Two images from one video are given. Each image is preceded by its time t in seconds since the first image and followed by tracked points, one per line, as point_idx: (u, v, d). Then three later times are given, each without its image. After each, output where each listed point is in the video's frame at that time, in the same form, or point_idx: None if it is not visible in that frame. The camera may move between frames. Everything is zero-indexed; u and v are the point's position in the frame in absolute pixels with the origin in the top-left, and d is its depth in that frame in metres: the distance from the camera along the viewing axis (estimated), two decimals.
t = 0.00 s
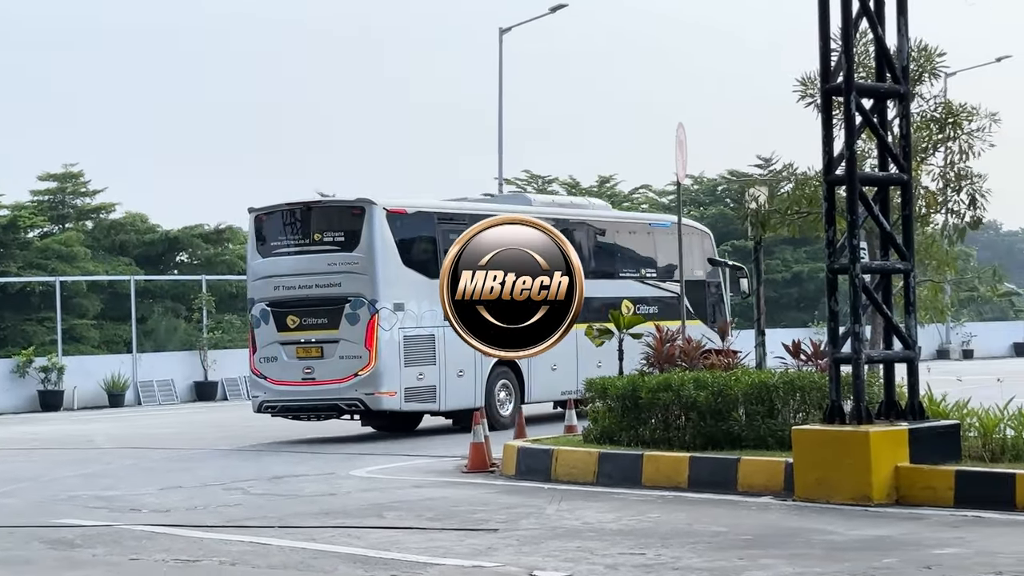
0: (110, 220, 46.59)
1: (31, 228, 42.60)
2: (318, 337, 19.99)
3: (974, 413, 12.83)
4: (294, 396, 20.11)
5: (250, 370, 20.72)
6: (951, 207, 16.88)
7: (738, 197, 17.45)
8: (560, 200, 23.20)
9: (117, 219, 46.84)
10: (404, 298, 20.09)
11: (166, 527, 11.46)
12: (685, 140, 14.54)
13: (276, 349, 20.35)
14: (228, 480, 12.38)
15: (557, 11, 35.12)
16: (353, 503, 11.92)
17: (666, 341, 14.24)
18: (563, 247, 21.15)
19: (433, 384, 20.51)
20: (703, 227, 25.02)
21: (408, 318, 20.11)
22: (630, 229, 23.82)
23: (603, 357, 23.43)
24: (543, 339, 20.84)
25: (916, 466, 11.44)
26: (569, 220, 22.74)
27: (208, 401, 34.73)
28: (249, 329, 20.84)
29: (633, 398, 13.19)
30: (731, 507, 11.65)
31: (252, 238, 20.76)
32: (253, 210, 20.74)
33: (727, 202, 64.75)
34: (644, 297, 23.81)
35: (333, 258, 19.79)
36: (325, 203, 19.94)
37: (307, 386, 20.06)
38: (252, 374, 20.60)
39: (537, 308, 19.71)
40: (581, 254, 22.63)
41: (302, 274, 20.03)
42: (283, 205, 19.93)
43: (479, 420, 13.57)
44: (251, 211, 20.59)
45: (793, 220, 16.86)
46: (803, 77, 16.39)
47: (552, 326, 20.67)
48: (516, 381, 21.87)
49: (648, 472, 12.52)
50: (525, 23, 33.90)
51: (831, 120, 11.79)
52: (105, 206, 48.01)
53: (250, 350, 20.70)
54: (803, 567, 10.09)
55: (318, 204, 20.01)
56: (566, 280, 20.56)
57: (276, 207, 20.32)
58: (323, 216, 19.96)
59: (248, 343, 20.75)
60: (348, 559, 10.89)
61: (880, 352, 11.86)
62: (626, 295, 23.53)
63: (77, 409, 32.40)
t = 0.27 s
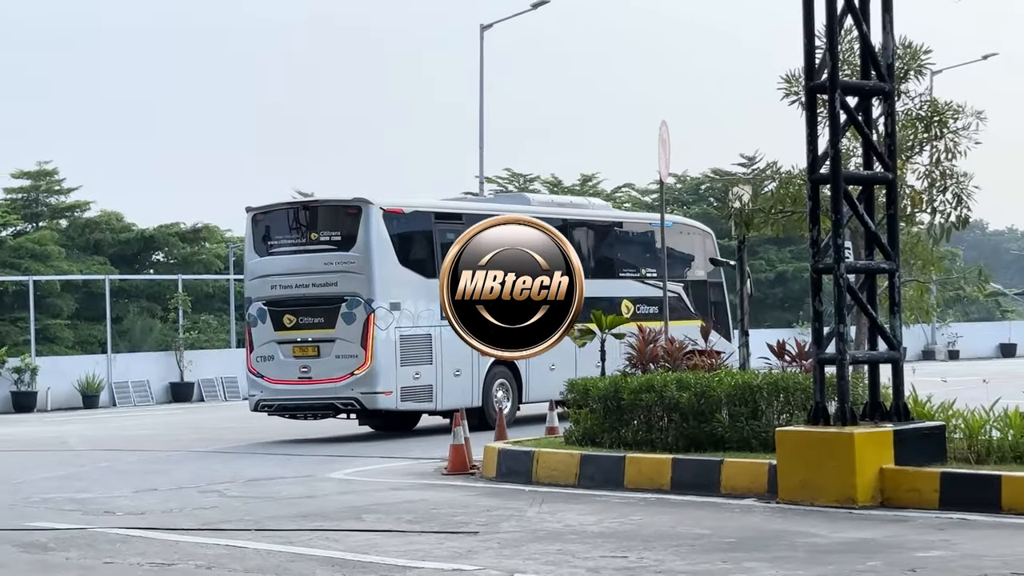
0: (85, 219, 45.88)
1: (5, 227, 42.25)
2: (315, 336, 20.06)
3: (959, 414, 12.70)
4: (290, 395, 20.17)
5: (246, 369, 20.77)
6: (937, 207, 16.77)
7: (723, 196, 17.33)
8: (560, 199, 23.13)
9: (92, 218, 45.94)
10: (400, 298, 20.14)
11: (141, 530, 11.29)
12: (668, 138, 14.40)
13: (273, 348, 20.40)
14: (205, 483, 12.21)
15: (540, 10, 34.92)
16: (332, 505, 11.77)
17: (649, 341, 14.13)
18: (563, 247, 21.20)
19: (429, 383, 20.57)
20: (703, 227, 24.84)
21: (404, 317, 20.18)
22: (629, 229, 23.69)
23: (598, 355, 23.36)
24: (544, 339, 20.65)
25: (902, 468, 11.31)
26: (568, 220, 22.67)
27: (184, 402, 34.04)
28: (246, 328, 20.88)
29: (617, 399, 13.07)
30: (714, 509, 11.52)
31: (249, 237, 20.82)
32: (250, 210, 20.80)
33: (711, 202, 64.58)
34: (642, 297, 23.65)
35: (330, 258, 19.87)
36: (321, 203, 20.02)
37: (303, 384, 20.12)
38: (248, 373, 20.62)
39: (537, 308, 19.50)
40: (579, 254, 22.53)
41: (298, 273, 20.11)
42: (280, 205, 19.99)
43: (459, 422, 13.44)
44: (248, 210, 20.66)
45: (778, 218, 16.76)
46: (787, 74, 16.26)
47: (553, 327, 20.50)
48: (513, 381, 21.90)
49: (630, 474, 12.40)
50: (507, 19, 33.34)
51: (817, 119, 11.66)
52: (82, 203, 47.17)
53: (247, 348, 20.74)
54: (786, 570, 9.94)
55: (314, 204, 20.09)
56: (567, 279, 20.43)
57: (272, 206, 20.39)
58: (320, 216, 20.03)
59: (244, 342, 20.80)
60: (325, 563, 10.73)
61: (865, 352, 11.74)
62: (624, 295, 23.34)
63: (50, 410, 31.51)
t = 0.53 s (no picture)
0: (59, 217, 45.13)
1: None
2: (312, 335, 20.11)
3: (944, 415, 12.60)
4: (287, 393, 20.21)
5: (244, 367, 20.81)
6: (921, 207, 16.68)
7: (705, 195, 17.24)
8: (559, 199, 23.01)
9: (66, 215, 45.23)
10: (397, 297, 20.20)
11: (116, 533, 11.13)
12: (651, 136, 14.29)
13: (270, 347, 20.45)
14: (181, 486, 12.06)
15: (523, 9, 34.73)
16: (310, 508, 11.62)
17: (632, 341, 14.00)
18: (563, 247, 21.18)
19: (426, 382, 20.59)
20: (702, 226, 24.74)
21: (401, 317, 20.24)
22: (629, 228, 23.58)
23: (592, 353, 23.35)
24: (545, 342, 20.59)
25: (885, 470, 11.21)
26: (568, 219, 22.55)
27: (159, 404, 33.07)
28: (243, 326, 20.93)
29: (599, 400, 12.95)
30: (697, 511, 11.41)
31: (247, 236, 20.87)
32: (248, 209, 20.85)
33: (695, 201, 64.39)
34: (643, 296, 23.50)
35: (326, 257, 19.92)
36: (318, 202, 20.05)
37: (300, 383, 20.17)
38: (246, 372, 20.67)
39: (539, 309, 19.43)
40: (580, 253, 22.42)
41: (296, 272, 20.17)
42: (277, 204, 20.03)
43: (439, 424, 13.31)
44: (247, 209, 20.71)
45: (763, 217, 16.65)
46: (770, 73, 16.14)
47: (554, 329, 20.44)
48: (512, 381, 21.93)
49: (611, 476, 12.29)
50: (487, 16, 32.81)
51: (799, 118, 11.54)
52: (57, 201, 46.45)
53: (245, 347, 20.79)
54: (769, 573, 9.81)
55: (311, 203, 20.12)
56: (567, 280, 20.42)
57: (270, 206, 20.44)
58: (317, 215, 20.07)
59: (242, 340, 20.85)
60: (303, 566, 10.58)
61: (849, 354, 11.63)
62: (623, 294, 23.23)
63: (23, 411, 30.54)
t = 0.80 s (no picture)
0: (33, 217, 44.56)
1: None
2: (309, 334, 20.01)
3: (929, 417, 12.47)
4: (284, 393, 20.11)
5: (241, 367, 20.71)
6: (906, 206, 16.55)
7: (687, 194, 17.15)
8: (558, 199, 22.94)
9: (40, 215, 44.61)
10: (394, 297, 20.13)
11: (89, 538, 10.94)
12: (633, 135, 14.14)
13: (267, 346, 20.34)
14: (156, 490, 11.88)
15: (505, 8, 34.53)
16: (287, 512, 11.46)
17: (614, 343, 13.88)
18: (562, 247, 20.55)
19: (423, 381, 20.51)
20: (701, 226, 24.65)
21: (397, 316, 20.17)
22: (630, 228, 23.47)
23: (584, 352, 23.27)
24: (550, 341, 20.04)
25: (870, 473, 11.08)
26: (568, 218, 22.46)
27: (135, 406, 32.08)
28: (240, 326, 20.82)
29: (581, 401, 12.83)
30: (680, 514, 11.27)
31: (243, 236, 20.76)
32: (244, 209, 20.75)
33: (679, 201, 64.20)
34: (645, 296, 23.36)
35: (323, 256, 19.82)
36: (315, 201, 19.97)
37: (297, 382, 20.07)
38: (243, 371, 20.57)
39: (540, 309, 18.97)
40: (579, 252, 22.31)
41: (292, 271, 20.06)
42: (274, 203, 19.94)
43: (418, 426, 13.17)
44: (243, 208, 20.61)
45: (746, 217, 16.51)
46: (754, 70, 15.97)
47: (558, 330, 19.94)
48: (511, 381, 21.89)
49: (593, 478, 12.15)
50: (467, 13, 32.56)
51: (783, 116, 11.41)
52: (31, 201, 45.97)
53: (241, 346, 20.69)
54: None
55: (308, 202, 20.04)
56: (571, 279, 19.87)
57: (266, 205, 20.34)
58: (313, 214, 19.98)
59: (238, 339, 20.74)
60: (280, 570, 10.40)
61: (833, 355, 11.50)
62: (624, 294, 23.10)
63: None
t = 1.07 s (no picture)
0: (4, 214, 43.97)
1: None
2: (306, 333, 19.97)
3: (914, 419, 12.33)
4: (281, 392, 20.08)
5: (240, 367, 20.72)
6: (891, 205, 16.42)
7: (670, 193, 17.08)
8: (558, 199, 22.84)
9: (13, 213, 43.97)
10: (393, 296, 20.00)
11: (62, 541, 10.78)
12: (615, 133, 14.00)
13: (265, 346, 20.34)
14: (131, 493, 11.73)
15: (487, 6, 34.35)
16: (264, 515, 11.30)
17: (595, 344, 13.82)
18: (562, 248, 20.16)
19: (421, 381, 20.33)
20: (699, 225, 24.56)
21: (395, 316, 20.01)
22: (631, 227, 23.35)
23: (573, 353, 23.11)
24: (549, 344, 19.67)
25: (854, 476, 10.94)
26: (569, 216, 22.34)
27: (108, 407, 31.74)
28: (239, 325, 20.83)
29: (563, 402, 12.69)
30: (663, 516, 11.14)
31: (243, 235, 20.73)
32: (244, 208, 20.71)
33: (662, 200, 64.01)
34: (644, 295, 23.29)
35: (322, 255, 19.75)
36: (314, 201, 19.89)
37: (294, 382, 20.04)
38: (241, 371, 20.58)
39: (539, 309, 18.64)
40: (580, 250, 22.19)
41: (291, 271, 20.01)
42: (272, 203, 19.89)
43: (397, 427, 13.04)
44: (243, 208, 20.57)
45: (729, 217, 16.41)
46: (737, 67, 15.82)
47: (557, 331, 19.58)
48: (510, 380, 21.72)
49: (575, 481, 12.02)
50: (448, 9, 32.30)
51: (766, 114, 11.28)
52: (4, 198, 45.48)
53: (240, 346, 20.69)
54: None
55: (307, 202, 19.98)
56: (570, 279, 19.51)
57: (266, 204, 20.30)
58: (312, 214, 19.91)
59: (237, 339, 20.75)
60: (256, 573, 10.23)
61: (817, 356, 11.37)
62: (625, 293, 23.00)
63: None
